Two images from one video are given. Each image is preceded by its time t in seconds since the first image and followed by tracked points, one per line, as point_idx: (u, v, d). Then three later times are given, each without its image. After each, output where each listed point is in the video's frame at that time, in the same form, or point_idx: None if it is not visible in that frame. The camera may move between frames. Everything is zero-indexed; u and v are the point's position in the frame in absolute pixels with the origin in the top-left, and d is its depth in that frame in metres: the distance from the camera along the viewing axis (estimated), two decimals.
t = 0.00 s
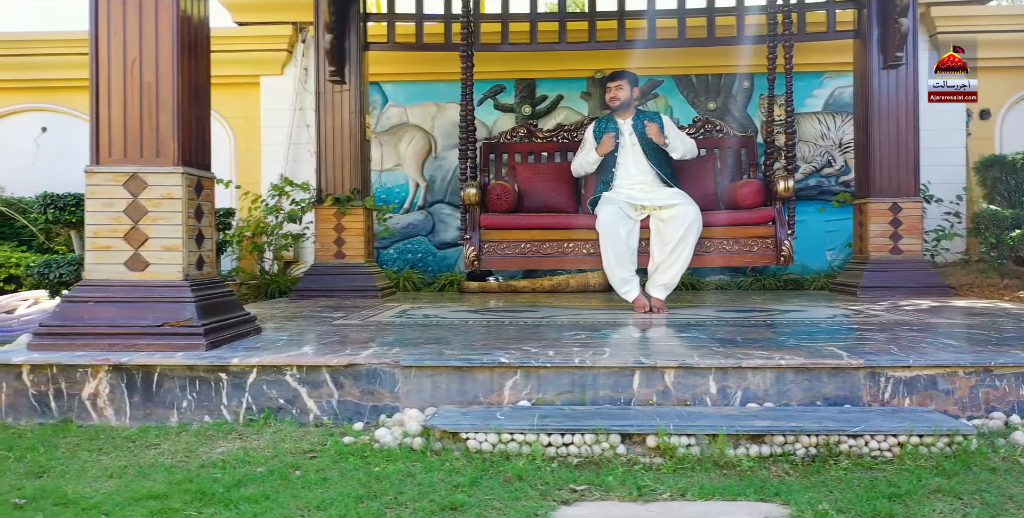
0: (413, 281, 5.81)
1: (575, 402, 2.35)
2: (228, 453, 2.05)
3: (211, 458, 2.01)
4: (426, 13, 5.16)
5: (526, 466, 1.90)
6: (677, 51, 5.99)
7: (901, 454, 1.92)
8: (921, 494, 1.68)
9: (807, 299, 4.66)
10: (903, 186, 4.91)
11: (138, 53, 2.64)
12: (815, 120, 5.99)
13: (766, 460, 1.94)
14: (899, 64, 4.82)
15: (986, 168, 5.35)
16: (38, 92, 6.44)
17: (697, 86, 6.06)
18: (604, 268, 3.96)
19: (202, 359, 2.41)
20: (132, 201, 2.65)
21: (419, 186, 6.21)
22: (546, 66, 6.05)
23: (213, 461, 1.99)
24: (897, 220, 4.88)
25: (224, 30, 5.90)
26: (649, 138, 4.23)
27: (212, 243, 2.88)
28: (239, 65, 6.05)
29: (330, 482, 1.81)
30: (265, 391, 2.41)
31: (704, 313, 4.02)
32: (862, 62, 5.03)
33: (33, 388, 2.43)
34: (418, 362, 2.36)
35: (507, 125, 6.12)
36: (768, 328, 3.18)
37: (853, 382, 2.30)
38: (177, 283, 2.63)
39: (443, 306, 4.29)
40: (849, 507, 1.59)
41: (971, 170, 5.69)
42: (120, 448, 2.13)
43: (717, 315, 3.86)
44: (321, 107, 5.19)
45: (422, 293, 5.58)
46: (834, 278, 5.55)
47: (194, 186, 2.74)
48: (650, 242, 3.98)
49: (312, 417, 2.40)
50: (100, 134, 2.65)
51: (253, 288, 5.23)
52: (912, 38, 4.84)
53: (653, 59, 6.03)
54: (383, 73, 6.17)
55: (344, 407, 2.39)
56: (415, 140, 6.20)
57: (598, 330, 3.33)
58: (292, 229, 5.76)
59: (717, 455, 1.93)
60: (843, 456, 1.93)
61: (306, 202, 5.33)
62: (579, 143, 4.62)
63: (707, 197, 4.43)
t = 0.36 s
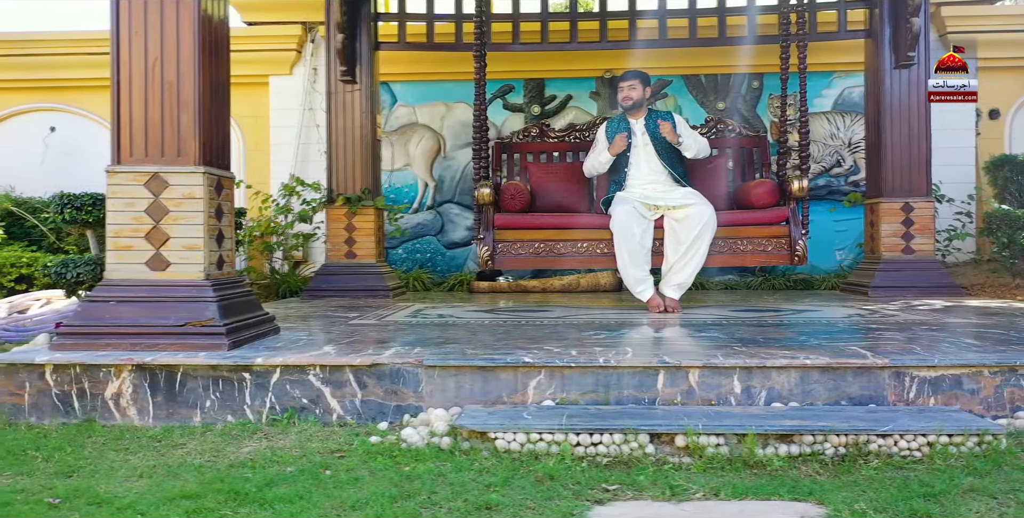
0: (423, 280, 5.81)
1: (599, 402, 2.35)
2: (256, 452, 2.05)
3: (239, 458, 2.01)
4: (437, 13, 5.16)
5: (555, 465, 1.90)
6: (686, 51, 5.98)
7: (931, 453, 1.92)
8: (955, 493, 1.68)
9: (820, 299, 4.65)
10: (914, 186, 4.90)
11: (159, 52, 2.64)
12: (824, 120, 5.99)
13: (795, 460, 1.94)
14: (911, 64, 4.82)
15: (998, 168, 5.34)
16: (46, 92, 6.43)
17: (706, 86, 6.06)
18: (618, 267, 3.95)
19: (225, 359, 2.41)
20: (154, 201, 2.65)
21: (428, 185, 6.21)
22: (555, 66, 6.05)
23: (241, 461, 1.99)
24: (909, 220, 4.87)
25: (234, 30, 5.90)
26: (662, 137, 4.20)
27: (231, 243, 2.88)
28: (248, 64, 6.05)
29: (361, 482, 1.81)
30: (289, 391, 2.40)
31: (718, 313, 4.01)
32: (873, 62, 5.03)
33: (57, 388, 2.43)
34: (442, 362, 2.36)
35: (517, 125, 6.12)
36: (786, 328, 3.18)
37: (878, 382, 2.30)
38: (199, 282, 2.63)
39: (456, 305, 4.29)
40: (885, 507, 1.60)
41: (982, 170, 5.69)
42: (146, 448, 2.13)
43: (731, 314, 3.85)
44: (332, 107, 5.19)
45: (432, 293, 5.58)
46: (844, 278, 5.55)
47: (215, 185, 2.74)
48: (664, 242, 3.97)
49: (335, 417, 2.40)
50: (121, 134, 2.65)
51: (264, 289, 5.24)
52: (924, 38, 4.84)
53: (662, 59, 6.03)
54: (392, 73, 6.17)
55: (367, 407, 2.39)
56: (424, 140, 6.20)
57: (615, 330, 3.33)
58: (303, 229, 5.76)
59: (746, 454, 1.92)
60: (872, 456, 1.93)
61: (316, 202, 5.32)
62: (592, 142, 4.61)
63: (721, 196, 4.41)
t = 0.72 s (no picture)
0: (433, 280, 5.81)
1: (624, 401, 2.35)
2: (284, 452, 2.05)
3: (269, 457, 2.01)
4: (448, 13, 5.16)
5: (587, 465, 1.90)
6: (694, 50, 5.99)
7: (961, 452, 1.92)
8: (990, 492, 1.68)
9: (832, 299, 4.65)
10: (926, 185, 4.90)
11: (181, 52, 2.65)
12: (834, 120, 5.99)
13: (825, 459, 1.94)
14: (923, 64, 4.82)
15: (1009, 167, 5.34)
16: (53, 92, 6.43)
17: (716, 86, 6.06)
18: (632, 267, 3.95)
19: (249, 359, 2.40)
20: (176, 200, 2.65)
21: (437, 185, 6.22)
22: (565, 66, 6.05)
23: (271, 460, 1.99)
24: (921, 219, 4.87)
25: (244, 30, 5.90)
26: (675, 137, 4.19)
27: (252, 243, 2.88)
28: (258, 64, 6.05)
29: (394, 481, 1.81)
30: (313, 390, 2.41)
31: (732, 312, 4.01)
32: (884, 62, 5.03)
33: (80, 388, 2.44)
34: (466, 362, 2.35)
35: (526, 125, 6.12)
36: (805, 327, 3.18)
37: (903, 381, 2.30)
38: (221, 282, 2.64)
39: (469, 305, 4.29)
40: (921, 507, 1.60)
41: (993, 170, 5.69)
42: (173, 448, 2.13)
43: (746, 314, 3.85)
44: (342, 106, 5.19)
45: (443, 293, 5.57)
46: (855, 278, 5.55)
47: (236, 184, 2.74)
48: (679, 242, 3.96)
49: (359, 417, 2.40)
50: (143, 132, 2.65)
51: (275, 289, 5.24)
52: (936, 38, 4.84)
53: (671, 59, 6.03)
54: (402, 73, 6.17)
55: (392, 406, 2.39)
56: (434, 140, 6.20)
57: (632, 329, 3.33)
58: (313, 229, 5.76)
59: (776, 454, 1.92)
60: (903, 455, 1.93)
61: (326, 202, 5.32)
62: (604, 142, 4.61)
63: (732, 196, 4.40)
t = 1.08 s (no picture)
0: (443, 280, 5.81)
1: (649, 401, 2.35)
2: (313, 451, 2.05)
3: (298, 456, 2.01)
4: (459, 13, 5.16)
5: (618, 464, 1.90)
6: (705, 50, 5.98)
7: (992, 452, 1.92)
8: None
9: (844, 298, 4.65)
10: (938, 185, 4.90)
11: (203, 52, 2.65)
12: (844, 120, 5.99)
13: (856, 459, 1.94)
14: (935, 63, 4.81)
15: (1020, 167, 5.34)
16: (63, 91, 6.43)
17: (725, 86, 6.06)
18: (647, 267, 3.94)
19: (273, 358, 2.40)
20: (198, 200, 2.65)
21: (446, 185, 6.23)
22: (574, 66, 6.05)
23: (300, 460, 1.99)
24: (932, 219, 4.87)
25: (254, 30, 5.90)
26: (689, 136, 4.19)
27: (272, 243, 2.88)
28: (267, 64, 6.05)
29: (427, 481, 1.81)
30: (337, 390, 2.40)
31: (746, 312, 4.01)
32: (896, 61, 5.03)
33: (104, 387, 2.44)
34: (491, 361, 2.35)
35: (535, 124, 6.13)
36: (823, 327, 3.18)
37: (929, 380, 2.30)
38: (243, 282, 2.64)
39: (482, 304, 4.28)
40: (958, 507, 1.60)
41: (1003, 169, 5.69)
42: (200, 447, 2.13)
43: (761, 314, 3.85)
44: (353, 106, 5.19)
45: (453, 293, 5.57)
46: (865, 277, 5.55)
47: (257, 184, 2.74)
48: (693, 242, 3.96)
49: (384, 416, 2.40)
50: (165, 132, 2.65)
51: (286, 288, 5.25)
52: (949, 38, 4.83)
53: (681, 59, 6.03)
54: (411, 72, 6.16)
55: (416, 406, 2.39)
56: (443, 139, 6.21)
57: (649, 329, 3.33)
58: (324, 229, 5.76)
59: (807, 453, 1.93)
60: (933, 454, 1.93)
61: (337, 202, 5.32)
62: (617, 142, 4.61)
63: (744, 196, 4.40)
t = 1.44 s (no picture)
0: (453, 279, 5.80)
1: (675, 400, 2.35)
2: (343, 451, 2.05)
3: (329, 456, 2.01)
4: (471, 12, 5.15)
5: (649, 464, 1.90)
6: (715, 50, 5.98)
7: None
8: None
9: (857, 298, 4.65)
10: (950, 185, 4.90)
11: (225, 51, 2.64)
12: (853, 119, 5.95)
13: (886, 458, 1.94)
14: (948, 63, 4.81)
15: None
16: (72, 92, 6.43)
17: (735, 86, 6.06)
18: (662, 267, 3.93)
19: (297, 358, 2.40)
20: (220, 199, 2.65)
21: (456, 185, 6.23)
22: (584, 65, 6.05)
23: (331, 460, 1.99)
24: (945, 219, 4.87)
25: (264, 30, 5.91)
26: (703, 136, 4.18)
27: (293, 243, 2.88)
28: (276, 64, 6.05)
29: (460, 480, 1.80)
30: (362, 390, 2.40)
31: (760, 311, 4.00)
32: (908, 61, 5.03)
33: (128, 387, 2.44)
34: (516, 361, 2.35)
35: (544, 124, 6.12)
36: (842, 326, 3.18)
37: (955, 380, 2.30)
38: (266, 282, 2.64)
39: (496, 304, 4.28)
40: (996, 507, 1.60)
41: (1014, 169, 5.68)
42: (228, 447, 2.13)
43: (777, 314, 3.85)
44: (365, 106, 5.19)
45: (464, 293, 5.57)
46: (876, 277, 5.56)
47: (279, 184, 2.74)
48: (708, 242, 3.95)
49: (408, 416, 2.40)
50: (187, 131, 2.65)
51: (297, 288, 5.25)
52: (962, 37, 4.83)
53: (691, 59, 6.03)
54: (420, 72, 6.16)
55: (441, 406, 2.39)
56: (452, 139, 6.21)
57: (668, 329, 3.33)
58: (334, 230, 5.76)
59: (838, 453, 1.93)
60: (964, 454, 1.93)
61: (348, 202, 5.32)
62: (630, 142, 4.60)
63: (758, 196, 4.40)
